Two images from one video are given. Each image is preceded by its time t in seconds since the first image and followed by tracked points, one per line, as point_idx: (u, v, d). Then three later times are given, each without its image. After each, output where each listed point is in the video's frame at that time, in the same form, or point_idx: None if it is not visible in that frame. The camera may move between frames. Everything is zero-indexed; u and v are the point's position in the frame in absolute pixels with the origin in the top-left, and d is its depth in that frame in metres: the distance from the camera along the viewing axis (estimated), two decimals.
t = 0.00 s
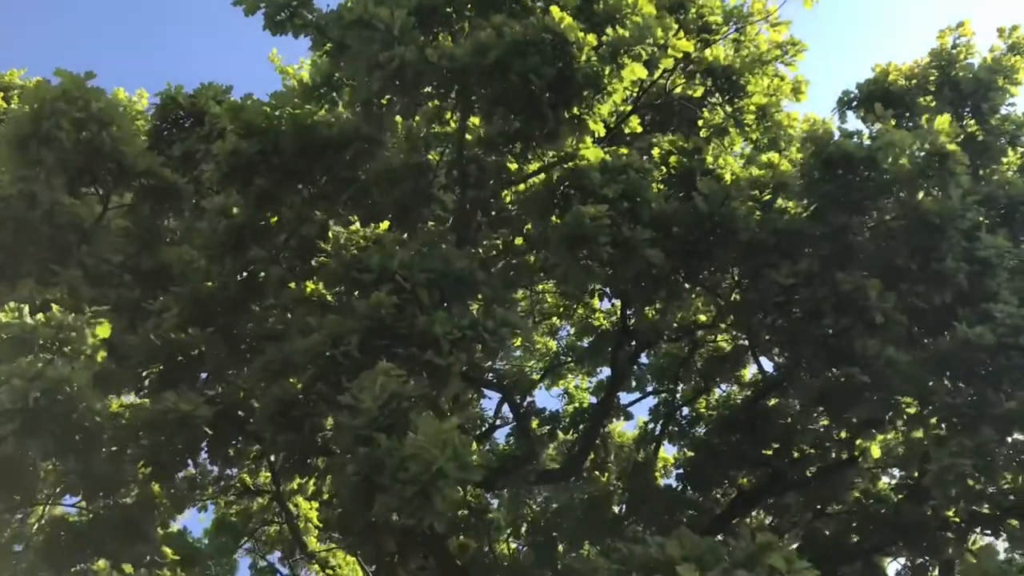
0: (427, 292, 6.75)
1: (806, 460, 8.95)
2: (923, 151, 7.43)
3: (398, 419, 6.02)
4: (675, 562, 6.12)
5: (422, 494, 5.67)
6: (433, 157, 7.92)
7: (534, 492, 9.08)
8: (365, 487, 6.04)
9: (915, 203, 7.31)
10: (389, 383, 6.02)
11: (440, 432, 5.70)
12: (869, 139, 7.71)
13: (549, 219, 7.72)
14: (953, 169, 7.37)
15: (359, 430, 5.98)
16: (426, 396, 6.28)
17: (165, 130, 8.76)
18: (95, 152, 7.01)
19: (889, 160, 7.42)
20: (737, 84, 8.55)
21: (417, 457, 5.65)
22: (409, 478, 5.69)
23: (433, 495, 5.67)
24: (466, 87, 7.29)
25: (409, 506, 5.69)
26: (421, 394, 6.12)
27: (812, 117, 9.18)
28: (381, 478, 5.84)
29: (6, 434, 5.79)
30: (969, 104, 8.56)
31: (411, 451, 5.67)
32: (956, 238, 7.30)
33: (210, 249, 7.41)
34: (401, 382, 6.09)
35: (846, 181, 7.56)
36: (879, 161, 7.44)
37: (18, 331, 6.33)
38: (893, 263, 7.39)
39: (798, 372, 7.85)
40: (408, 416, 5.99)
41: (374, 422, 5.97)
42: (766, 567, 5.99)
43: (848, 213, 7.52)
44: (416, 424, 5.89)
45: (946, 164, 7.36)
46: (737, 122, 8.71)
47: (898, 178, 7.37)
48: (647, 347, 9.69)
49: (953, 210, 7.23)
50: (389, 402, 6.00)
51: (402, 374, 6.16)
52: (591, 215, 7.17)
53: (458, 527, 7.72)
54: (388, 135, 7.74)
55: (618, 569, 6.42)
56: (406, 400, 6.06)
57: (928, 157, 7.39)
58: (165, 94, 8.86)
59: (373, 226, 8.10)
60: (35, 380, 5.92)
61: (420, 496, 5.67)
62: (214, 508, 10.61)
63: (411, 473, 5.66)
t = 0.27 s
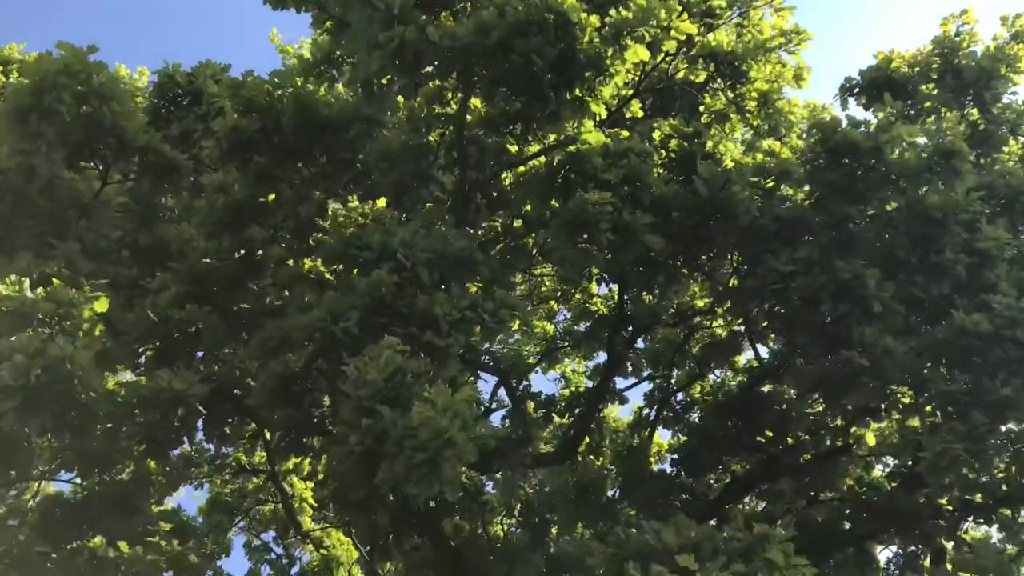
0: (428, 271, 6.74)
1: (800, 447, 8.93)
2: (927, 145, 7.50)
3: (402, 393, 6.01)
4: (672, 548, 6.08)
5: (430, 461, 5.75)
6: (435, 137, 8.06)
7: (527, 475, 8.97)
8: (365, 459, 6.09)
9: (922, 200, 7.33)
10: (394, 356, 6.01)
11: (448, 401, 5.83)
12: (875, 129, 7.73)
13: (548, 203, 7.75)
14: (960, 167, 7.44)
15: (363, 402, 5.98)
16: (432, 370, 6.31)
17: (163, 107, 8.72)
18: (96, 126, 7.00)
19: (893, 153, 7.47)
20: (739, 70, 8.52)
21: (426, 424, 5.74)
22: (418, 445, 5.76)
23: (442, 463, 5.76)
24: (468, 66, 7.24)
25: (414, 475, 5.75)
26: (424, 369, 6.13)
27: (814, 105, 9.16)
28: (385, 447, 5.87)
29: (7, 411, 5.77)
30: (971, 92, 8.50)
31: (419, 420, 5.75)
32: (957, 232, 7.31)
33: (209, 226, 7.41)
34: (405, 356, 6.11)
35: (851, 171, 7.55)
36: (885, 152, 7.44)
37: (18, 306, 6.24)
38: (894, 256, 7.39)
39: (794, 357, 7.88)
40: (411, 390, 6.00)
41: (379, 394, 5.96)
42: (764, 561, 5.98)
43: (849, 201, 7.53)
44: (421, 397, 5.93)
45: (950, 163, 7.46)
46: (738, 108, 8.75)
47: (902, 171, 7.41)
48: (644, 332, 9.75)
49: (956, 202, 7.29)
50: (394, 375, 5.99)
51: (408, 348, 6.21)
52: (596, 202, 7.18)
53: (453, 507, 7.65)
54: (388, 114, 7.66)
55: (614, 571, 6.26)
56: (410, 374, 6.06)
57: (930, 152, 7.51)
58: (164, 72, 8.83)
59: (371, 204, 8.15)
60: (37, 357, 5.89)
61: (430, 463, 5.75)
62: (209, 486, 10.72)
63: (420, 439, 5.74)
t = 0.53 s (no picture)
0: (427, 249, 6.72)
1: (794, 432, 9.02)
2: (928, 131, 7.46)
3: (397, 360, 6.00)
4: (674, 537, 6.12)
5: (421, 420, 5.71)
6: (432, 116, 8.04)
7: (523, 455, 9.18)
8: (359, 434, 6.24)
9: (921, 186, 7.29)
10: (388, 327, 6.05)
11: (440, 361, 5.73)
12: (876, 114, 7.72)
13: (548, 185, 7.76)
14: (961, 154, 7.39)
15: (358, 369, 5.97)
16: (430, 341, 6.35)
17: (161, 83, 8.65)
18: (93, 97, 6.97)
19: (894, 140, 7.45)
20: (741, 53, 8.54)
21: (419, 385, 5.65)
22: (409, 403, 5.69)
23: (432, 421, 5.72)
24: (468, 42, 7.21)
25: (406, 434, 5.74)
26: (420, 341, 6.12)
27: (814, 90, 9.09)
28: (378, 412, 5.90)
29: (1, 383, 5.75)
30: (973, 79, 8.54)
31: (412, 380, 5.67)
32: (956, 218, 7.25)
33: (207, 202, 7.43)
34: (399, 328, 6.15)
35: (852, 156, 7.57)
36: (886, 139, 7.44)
37: (13, 279, 6.20)
38: (893, 242, 7.35)
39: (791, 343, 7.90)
40: (406, 358, 5.98)
41: (374, 362, 5.97)
42: (764, 551, 5.84)
43: (848, 186, 7.56)
44: (414, 361, 5.86)
45: (951, 150, 7.39)
46: (739, 91, 8.67)
47: (902, 156, 7.36)
48: (640, 317, 9.82)
49: (956, 189, 7.23)
50: (388, 345, 6.02)
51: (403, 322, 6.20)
52: (594, 181, 7.18)
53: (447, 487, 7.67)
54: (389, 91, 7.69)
55: (614, 559, 6.24)
56: (405, 345, 6.07)
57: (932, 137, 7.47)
58: (162, 47, 8.77)
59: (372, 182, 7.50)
60: (32, 330, 5.88)
61: (420, 421, 5.72)
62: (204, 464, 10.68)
63: (411, 397, 5.67)
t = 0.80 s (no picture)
0: (425, 229, 6.71)
1: (789, 416, 9.01)
2: (929, 111, 7.48)
3: (391, 340, 6.05)
4: (668, 511, 6.15)
5: (406, 401, 5.80)
6: (429, 93, 7.97)
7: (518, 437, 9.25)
8: (354, 411, 6.14)
9: (919, 164, 7.33)
10: (381, 307, 6.07)
11: (423, 338, 5.79)
12: (874, 94, 7.70)
13: (547, 164, 7.64)
14: (958, 130, 7.48)
15: (351, 352, 6.01)
16: (425, 321, 6.35)
17: (160, 57, 8.56)
18: (91, 68, 6.96)
19: (892, 119, 7.42)
20: (744, 35, 8.52)
21: (404, 364, 5.76)
22: (395, 384, 5.77)
23: (419, 401, 5.81)
24: (470, 19, 7.36)
25: (394, 415, 5.83)
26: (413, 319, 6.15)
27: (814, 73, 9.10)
28: (371, 394, 5.90)
29: None
30: (977, 64, 8.55)
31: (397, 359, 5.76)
32: (953, 197, 7.31)
33: (205, 177, 7.36)
34: (393, 306, 6.15)
35: (849, 136, 7.51)
36: (883, 119, 7.42)
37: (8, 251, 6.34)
38: (891, 223, 7.37)
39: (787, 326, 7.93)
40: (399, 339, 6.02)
41: (367, 343, 6.00)
42: (760, 526, 5.95)
43: (848, 167, 7.47)
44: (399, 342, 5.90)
45: (950, 127, 7.46)
46: (741, 72, 8.71)
47: (902, 137, 7.40)
48: (637, 299, 9.77)
49: (954, 168, 7.27)
50: (382, 325, 6.05)
51: (396, 302, 6.17)
52: (591, 158, 7.19)
53: (443, 465, 7.73)
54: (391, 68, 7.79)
55: (612, 535, 6.34)
56: (397, 323, 6.10)
57: (932, 117, 7.48)
58: (161, 21, 8.66)
59: (369, 159, 7.74)
60: (25, 301, 6.11)
61: (406, 402, 5.80)
62: (200, 441, 10.67)
63: (397, 377, 5.75)
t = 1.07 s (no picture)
0: (424, 206, 6.73)
1: (784, 399, 9.01)
2: (926, 89, 7.36)
3: (390, 325, 6.03)
4: (662, 490, 6.19)
5: (404, 391, 5.79)
6: (429, 70, 8.08)
7: (515, 416, 9.40)
8: (352, 391, 6.21)
9: (918, 141, 7.34)
10: (381, 290, 6.01)
11: (425, 329, 5.76)
12: (873, 73, 7.65)
13: (547, 139, 7.64)
14: (957, 105, 7.38)
15: (349, 336, 6.00)
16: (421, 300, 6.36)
17: (159, 30, 8.50)
18: (88, 39, 6.93)
19: (891, 96, 7.39)
20: (746, 14, 8.46)
21: (404, 353, 5.73)
22: (394, 373, 5.77)
23: (417, 392, 5.80)
24: None
25: (392, 405, 5.84)
26: (414, 304, 6.11)
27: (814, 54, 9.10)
28: (369, 380, 5.92)
29: None
30: (980, 47, 8.43)
31: (396, 348, 5.74)
32: (953, 175, 7.33)
33: (203, 151, 7.24)
34: (393, 289, 6.10)
35: (848, 115, 7.50)
36: (882, 96, 7.41)
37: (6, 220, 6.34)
38: (891, 201, 7.39)
39: (784, 308, 7.94)
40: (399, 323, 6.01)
41: (366, 327, 5.98)
42: (753, 505, 5.88)
43: (848, 147, 7.46)
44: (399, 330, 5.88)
45: (948, 101, 7.37)
46: (743, 53, 8.67)
47: (899, 113, 7.39)
48: (635, 281, 9.77)
49: (953, 146, 7.25)
50: (380, 309, 6.00)
51: (394, 284, 6.13)
52: (590, 136, 7.15)
53: (438, 443, 7.74)
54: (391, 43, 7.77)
55: (604, 513, 6.28)
56: (398, 307, 6.06)
57: (931, 94, 7.38)
58: None
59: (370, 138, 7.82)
60: (25, 269, 6.16)
61: (404, 392, 5.79)
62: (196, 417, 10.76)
63: (396, 367, 5.75)
